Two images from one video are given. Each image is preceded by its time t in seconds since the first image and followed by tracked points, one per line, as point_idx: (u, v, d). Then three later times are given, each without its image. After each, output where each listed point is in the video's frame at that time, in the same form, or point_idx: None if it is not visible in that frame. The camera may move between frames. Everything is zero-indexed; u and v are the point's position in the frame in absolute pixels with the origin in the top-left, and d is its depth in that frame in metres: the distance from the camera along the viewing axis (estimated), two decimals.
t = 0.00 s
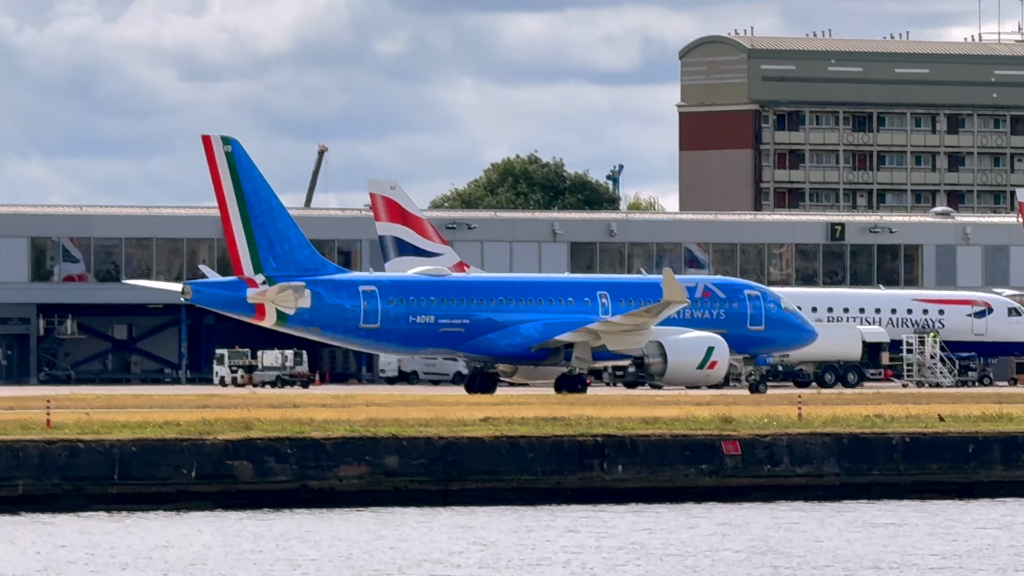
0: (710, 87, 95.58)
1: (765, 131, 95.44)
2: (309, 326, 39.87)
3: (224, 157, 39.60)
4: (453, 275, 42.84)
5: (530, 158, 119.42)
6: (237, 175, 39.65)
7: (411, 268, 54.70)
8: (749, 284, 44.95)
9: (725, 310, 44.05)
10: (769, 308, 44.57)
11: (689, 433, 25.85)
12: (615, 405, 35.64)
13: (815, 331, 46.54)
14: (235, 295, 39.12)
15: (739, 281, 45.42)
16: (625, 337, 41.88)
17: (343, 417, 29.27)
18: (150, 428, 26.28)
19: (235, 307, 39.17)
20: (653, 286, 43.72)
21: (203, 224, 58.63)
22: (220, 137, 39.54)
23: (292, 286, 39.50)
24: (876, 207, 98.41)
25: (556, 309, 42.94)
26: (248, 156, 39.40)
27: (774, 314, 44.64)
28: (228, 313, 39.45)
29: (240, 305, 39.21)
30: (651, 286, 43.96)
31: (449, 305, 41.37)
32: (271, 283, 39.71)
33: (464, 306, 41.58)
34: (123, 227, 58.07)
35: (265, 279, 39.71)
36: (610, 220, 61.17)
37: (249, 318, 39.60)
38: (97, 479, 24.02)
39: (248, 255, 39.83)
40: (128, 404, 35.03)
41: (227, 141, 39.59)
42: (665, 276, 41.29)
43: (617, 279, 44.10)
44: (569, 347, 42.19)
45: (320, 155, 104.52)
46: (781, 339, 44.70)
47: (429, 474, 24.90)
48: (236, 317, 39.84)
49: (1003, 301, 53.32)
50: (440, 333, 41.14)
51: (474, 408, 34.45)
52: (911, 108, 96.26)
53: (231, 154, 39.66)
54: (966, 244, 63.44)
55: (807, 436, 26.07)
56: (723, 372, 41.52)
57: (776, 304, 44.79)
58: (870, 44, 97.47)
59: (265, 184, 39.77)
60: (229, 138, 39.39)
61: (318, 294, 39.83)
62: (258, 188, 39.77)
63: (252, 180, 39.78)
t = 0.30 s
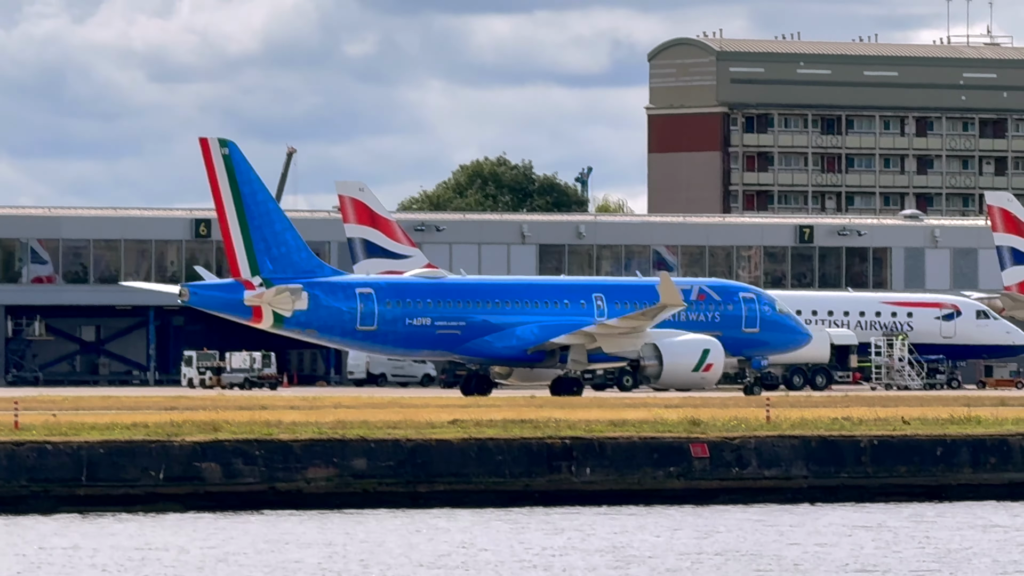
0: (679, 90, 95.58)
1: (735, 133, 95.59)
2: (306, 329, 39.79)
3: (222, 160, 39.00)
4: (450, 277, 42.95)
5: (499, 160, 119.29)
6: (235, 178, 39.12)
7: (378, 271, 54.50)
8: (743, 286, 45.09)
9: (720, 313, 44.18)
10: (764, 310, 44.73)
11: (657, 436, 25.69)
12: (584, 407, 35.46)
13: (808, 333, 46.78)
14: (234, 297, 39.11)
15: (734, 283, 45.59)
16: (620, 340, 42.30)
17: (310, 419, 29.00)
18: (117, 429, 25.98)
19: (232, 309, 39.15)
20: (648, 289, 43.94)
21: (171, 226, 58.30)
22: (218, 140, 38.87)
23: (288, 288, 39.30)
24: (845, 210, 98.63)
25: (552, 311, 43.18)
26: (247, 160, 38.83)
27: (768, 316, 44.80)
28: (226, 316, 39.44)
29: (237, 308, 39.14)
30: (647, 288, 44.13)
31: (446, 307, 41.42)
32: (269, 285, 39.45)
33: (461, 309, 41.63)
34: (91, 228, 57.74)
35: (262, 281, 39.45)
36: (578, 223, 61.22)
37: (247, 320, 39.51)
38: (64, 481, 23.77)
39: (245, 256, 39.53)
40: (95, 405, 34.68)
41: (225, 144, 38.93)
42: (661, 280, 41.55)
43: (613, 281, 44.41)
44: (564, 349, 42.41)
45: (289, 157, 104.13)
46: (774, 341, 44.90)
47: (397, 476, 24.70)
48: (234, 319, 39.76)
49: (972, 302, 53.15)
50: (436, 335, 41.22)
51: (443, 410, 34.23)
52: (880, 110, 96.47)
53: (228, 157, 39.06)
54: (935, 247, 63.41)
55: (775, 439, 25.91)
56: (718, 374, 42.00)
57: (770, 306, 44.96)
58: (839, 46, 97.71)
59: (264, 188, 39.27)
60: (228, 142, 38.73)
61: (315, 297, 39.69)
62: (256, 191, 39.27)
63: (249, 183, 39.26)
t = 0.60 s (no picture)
0: (649, 92, 95.80)
1: (704, 135, 95.83)
2: (303, 330, 39.62)
3: (219, 161, 39.12)
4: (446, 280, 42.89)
5: (469, 162, 119.27)
6: (232, 179, 39.21)
7: (351, 271, 54.25)
8: (739, 289, 44.99)
9: (715, 315, 44.08)
10: (759, 312, 44.64)
11: (626, 438, 25.54)
12: (552, 410, 35.27)
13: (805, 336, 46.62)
14: (232, 298, 39.25)
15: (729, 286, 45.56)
16: (618, 342, 41.90)
17: (279, 421, 28.76)
18: (85, 430, 25.79)
19: (231, 310, 39.27)
20: (644, 291, 43.90)
21: (140, 227, 58.29)
22: (215, 141, 39.04)
23: (286, 289, 39.11)
24: (813, 212, 98.58)
25: (548, 313, 43.13)
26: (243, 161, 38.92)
27: (764, 318, 44.70)
28: (225, 318, 39.59)
29: (236, 309, 39.26)
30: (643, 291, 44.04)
31: (442, 309, 41.32)
32: (266, 287, 39.50)
33: (457, 310, 41.58)
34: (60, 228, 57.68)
35: (260, 282, 39.48)
36: (547, 224, 61.13)
37: (245, 321, 39.61)
38: (33, 482, 23.52)
39: (243, 258, 39.53)
40: (62, 406, 34.40)
41: (224, 146, 39.09)
42: (659, 281, 41.39)
43: (608, 284, 44.34)
44: (561, 351, 42.20)
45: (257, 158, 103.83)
46: (771, 343, 44.77)
47: (366, 478, 24.52)
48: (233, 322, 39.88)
49: (940, 305, 53.15)
50: (434, 337, 41.08)
51: (411, 412, 34.03)
52: (849, 113, 96.62)
53: (226, 159, 39.17)
54: (904, 249, 63.49)
55: (743, 441, 25.78)
56: (715, 377, 41.73)
57: (766, 308, 44.88)
58: (807, 49, 97.99)
59: (261, 189, 39.31)
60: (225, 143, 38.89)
61: (313, 298, 39.56)
62: (253, 193, 39.31)
63: (248, 185, 39.32)
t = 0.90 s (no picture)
0: (620, 94, 95.97)
1: (673, 138, 95.89)
2: (305, 331, 39.68)
3: (222, 163, 38.97)
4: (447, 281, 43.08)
5: (438, 164, 119.11)
6: (235, 180, 39.06)
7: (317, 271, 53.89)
8: (739, 291, 45.57)
9: (715, 318, 44.66)
10: (759, 315, 45.07)
11: (594, 441, 25.41)
12: (521, 411, 35.18)
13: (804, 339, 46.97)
14: (233, 299, 39.13)
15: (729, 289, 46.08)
16: (617, 343, 42.25)
17: (247, 421, 28.62)
18: (51, 430, 25.58)
19: (232, 311, 39.14)
20: (644, 293, 44.33)
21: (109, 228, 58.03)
22: (218, 143, 38.86)
23: (287, 290, 39.14)
24: (783, 215, 98.66)
25: (548, 315, 43.27)
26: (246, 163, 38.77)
27: (763, 321, 45.14)
28: (226, 318, 39.47)
29: (237, 310, 39.15)
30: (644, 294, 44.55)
31: (442, 310, 41.59)
32: (268, 288, 39.42)
33: (457, 312, 41.79)
34: (28, 228, 57.52)
35: (261, 284, 39.41)
36: (516, 227, 61.04)
37: (246, 322, 39.55)
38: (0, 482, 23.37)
39: (244, 259, 39.45)
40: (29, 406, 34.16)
41: (225, 148, 38.91)
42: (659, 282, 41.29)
43: (607, 286, 44.53)
44: (561, 353, 42.30)
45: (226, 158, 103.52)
46: (770, 345, 45.22)
47: (334, 479, 24.38)
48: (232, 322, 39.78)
49: (909, 308, 53.23)
50: (434, 338, 41.26)
51: (380, 413, 33.87)
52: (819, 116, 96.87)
53: (228, 160, 39.02)
54: (873, 252, 63.72)
55: (712, 443, 25.64)
56: (713, 379, 41.90)
57: (765, 311, 45.30)
58: (777, 51, 98.21)
59: (263, 191, 39.19)
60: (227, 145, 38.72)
61: (314, 299, 39.65)
62: (255, 194, 39.19)
63: (249, 186, 39.18)
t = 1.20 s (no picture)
0: (595, 95, 96.20)
1: (650, 139, 96.14)
2: (308, 332, 39.54)
3: (227, 163, 38.87)
4: (450, 282, 42.95)
5: (415, 164, 118.99)
6: (240, 181, 38.90)
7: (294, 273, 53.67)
8: (740, 293, 45.10)
9: (717, 319, 44.26)
10: (761, 317, 44.66)
11: (571, 441, 25.29)
12: (496, 412, 35.08)
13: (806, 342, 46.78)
14: (236, 300, 38.80)
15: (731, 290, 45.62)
16: (621, 344, 41.99)
17: (224, 421, 28.49)
18: (26, 429, 25.43)
19: (235, 312, 38.88)
20: (647, 295, 44.23)
21: (85, 228, 57.90)
22: (223, 143, 38.82)
23: (292, 290, 39.06)
24: (759, 216, 98.71)
25: (552, 316, 43.15)
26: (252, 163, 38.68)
27: (765, 322, 44.70)
28: (229, 318, 39.18)
29: (240, 310, 38.85)
30: (646, 295, 44.31)
31: (446, 311, 41.37)
32: (272, 289, 39.29)
33: (461, 313, 41.59)
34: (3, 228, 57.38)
35: (266, 284, 39.30)
36: (492, 228, 60.90)
37: (249, 322, 39.32)
38: None
39: (249, 260, 39.31)
40: None
41: (230, 148, 38.86)
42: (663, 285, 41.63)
43: (610, 287, 44.50)
44: (564, 354, 42.16)
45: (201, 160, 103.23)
46: (772, 347, 44.79)
47: (310, 479, 24.26)
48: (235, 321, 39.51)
49: (884, 310, 53.12)
50: (438, 339, 41.09)
51: (352, 413, 33.74)
52: (796, 117, 97.12)
53: (233, 160, 38.93)
54: (850, 253, 63.77)
55: (689, 444, 25.51)
56: (717, 381, 41.58)
57: (768, 313, 44.89)
58: (754, 52, 98.26)
59: (268, 191, 39.10)
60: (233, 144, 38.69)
61: (318, 300, 39.51)
62: (260, 194, 39.09)
63: (254, 186, 39.07)
